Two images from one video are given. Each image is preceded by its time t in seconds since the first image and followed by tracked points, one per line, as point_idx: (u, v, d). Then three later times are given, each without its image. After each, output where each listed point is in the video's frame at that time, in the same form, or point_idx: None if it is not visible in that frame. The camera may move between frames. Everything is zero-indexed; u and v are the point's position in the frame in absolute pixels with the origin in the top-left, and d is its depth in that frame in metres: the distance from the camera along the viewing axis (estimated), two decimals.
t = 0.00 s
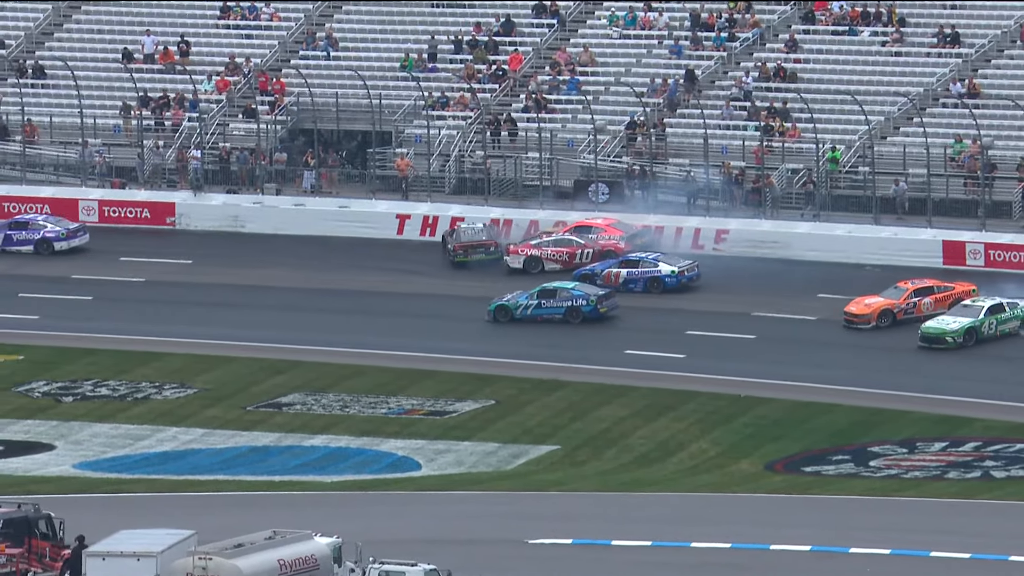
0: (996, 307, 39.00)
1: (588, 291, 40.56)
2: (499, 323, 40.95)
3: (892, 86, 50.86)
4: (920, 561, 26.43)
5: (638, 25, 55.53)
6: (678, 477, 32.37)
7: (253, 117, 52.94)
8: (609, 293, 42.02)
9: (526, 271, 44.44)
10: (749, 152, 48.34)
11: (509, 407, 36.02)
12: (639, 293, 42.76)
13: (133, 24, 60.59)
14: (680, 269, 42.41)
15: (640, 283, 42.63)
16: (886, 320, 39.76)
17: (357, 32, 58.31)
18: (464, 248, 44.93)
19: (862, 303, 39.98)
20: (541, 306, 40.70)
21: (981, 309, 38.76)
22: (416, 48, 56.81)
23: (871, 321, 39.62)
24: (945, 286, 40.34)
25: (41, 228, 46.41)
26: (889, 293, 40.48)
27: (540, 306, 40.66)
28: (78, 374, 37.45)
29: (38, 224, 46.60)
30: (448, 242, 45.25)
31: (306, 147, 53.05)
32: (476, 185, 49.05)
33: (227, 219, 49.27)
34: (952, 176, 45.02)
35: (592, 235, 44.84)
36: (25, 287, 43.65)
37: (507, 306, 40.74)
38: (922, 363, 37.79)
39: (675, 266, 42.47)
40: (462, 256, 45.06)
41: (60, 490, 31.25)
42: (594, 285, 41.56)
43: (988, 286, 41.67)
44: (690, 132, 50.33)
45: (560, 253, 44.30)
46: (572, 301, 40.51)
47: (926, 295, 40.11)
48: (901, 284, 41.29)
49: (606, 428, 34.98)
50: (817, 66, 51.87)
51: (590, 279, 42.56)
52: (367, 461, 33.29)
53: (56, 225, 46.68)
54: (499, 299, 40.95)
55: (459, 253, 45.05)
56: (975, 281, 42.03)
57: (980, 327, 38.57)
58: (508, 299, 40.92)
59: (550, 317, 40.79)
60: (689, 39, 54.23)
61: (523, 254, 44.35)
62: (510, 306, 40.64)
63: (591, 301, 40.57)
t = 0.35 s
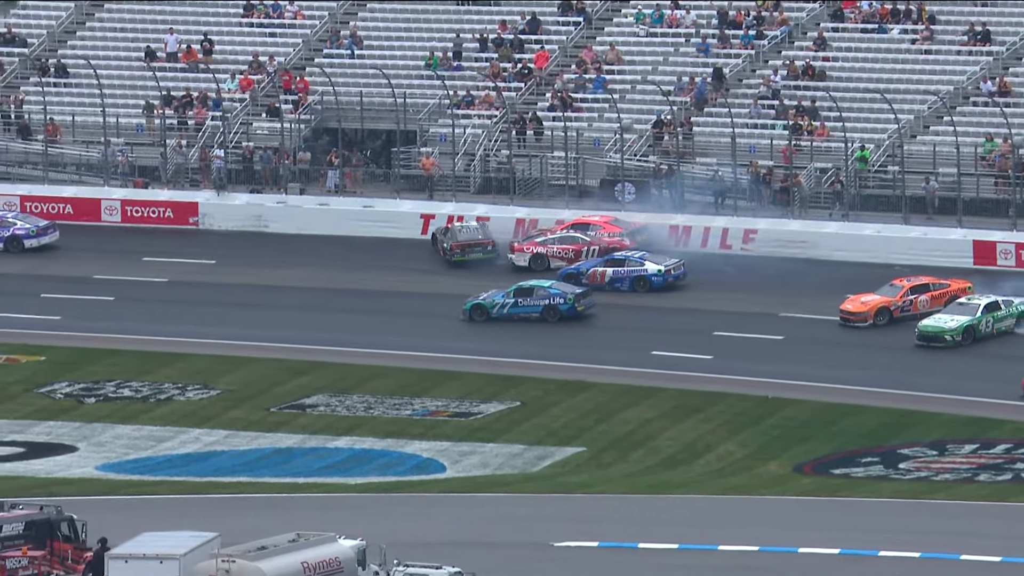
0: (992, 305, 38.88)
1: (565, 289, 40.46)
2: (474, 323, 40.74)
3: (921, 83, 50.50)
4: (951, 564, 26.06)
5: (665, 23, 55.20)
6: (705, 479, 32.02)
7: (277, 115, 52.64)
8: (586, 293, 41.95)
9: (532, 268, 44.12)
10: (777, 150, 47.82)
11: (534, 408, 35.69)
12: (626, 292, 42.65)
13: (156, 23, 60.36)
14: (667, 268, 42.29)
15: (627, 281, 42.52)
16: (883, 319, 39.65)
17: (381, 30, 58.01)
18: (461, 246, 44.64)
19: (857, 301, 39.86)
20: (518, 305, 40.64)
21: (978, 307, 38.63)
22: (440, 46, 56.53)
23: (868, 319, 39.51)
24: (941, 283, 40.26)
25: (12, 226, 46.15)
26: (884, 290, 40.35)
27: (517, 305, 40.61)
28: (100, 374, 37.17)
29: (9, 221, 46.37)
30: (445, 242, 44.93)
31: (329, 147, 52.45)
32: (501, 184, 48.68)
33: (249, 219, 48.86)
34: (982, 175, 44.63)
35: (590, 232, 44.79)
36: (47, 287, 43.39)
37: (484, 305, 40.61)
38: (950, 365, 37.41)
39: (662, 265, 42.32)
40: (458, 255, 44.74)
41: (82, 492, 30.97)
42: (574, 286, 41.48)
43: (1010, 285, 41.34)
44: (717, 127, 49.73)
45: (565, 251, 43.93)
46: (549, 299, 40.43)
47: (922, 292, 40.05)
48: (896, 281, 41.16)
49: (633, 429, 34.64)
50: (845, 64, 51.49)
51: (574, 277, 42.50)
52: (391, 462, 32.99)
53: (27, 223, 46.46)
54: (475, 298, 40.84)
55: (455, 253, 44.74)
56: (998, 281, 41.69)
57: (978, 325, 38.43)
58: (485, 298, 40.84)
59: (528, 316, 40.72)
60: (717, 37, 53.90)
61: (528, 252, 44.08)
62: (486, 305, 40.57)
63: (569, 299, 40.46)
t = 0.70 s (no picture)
0: (986, 303, 38.77)
1: (540, 288, 40.37)
2: (447, 322, 40.63)
3: (950, 82, 50.11)
4: (984, 568, 25.68)
5: (692, 22, 54.80)
6: (732, 482, 31.66)
7: (300, 114, 52.36)
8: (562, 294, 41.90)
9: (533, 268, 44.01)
10: (804, 150, 47.80)
11: (560, 410, 35.36)
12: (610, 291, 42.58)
13: (179, 21, 60.09)
14: (651, 267, 42.19)
15: (611, 281, 42.44)
16: (880, 316, 39.54)
17: (405, 28, 57.70)
18: (458, 245, 44.50)
19: (853, 298, 39.73)
20: (493, 303, 40.58)
21: (973, 306, 38.53)
22: (465, 45, 56.21)
23: (864, 318, 39.43)
24: (935, 281, 40.15)
25: None
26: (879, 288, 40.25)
27: (492, 303, 40.55)
28: (122, 376, 36.89)
29: None
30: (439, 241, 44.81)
31: (353, 147, 52.59)
32: (527, 184, 48.37)
33: (273, 219, 48.54)
34: (1013, 175, 44.38)
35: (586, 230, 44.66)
36: (67, 287, 43.11)
37: (458, 304, 40.53)
38: (977, 366, 37.04)
39: (646, 264, 42.23)
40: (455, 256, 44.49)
41: (104, 494, 30.68)
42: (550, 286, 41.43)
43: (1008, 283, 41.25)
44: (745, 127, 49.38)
45: (566, 250, 43.67)
46: (525, 298, 40.35)
47: (916, 291, 39.91)
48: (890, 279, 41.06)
49: (659, 431, 34.30)
50: (873, 63, 51.14)
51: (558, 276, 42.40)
52: (415, 465, 32.67)
53: None
54: (449, 297, 40.75)
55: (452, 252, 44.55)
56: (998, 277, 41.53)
57: (974, 324, 38.32)
58: (459, 296, 40.77)
59: (504, 314, 40.65)
60: (744, 35, 53.54)
61: (530, 252, 43.87)
62: (461, 304, 40.49)
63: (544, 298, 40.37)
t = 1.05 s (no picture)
0: (981, 301, 38.62)
1: (515, 286, 40.22)
2: (421, 320, 40.57)
3: (979, 79, 49.73)
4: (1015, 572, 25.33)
5: (718, 19, 54.43)
6: (759, 484, 31.31)
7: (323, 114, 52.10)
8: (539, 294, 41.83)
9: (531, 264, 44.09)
10: (833, 148, 47.47)
11: (585, 412, 35.03)
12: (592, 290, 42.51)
13: (201, 20, 59.85)
14: (634, 266, 42.11)
15: (594, 280, 42.37)
16: (876, 315, 39.50)
17: (429, 26, 57.41)
18: (456, 243, 44.24)
19: (848, 295, 39.69)
20: (467, 302, 40.44)
21: (969, 304, 38.36)
22: (490, 43, 55.92)
23: (861, 316, 39.34)
24: (931, 278, 40.12)
25: None
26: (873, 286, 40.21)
27: (466, 302, 40.41)
28: (144, 377, 36.63)
29: None
30: (435, 240, 44.60)
31: (377, 146, 52.41)
32: (550, 183, 47.98)
33: (296, 219, 48.29)
34: None
35: (581, 229, 44.56)
36: (89, 288, 42.85)
37: (432, 303, 40.44)
38: (1003, 367, 36.69)
39: (630, 263, 42.15)
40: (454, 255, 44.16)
41: (126, 496, 30.40)
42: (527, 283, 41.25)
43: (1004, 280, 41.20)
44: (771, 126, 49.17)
45: (564, 248, 43.75)
46: (499, 296, 40.21)
47: (912, 289, 39.92)
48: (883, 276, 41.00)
49: (686, 433, 33.96)
50: (902, 61, 50.87)
51: (541, 273, 42.31)
52: (439, 467, 32.37)
53: None
54: (422, 295, 40.65)
55: (450, 250, 44.23)
56: (1001, 275, 41.46)
57: (969, 322, 38.19)
58: (433, 296, 40.61)
59: (477, 314, 40.49)
60: (770, 33, 53.24)
61: (528, 250, 43.91)
62: (434, 303, 40.34)
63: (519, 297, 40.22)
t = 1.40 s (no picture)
0: (974, 299, 38.56)
1: (487, 285, 40.24)
2: (393, 320, 40.52)
3: (1008, 78, 49.43)
4: None
5: (743, 18, 54.23)
6: (785, 486, 31.01)
7: (346, 113, 51.90)
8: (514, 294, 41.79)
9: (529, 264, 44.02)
10: (859, 148, 47.22)
11: (609, 413, 34.75)
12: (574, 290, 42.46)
13: (223, 19, 59.67)
14: (616, 265, 42.11)
15: (575, 279, 42.32)
16: (871, 313, 39.55)
17: (453, 25, 57.19)
18: (455, 242, 44.31)
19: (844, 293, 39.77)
20: (439, 301, 40.44)
21: (963, 302, 38.26)
22: (514, 42, 55.71)
23: (856, 314, 39.31)
24: (924, 276, 40.24)
25: None
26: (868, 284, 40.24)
27: (437, 301, 40.41)
28: (165, 378, 36.40)
29: None
30: (430, 239, 44.57)
31: (400, 145, 51.88)
32: (574, 183, 47.74)
33: (318, 219, 48.06)
34: None
35: (578, 229, 44.36)
36: (110, 289, 42.63)
37: (403, 303, 40.41)
38: None
39: (610, 262, 42.12)
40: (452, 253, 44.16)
41: (147, 498, 30.16)
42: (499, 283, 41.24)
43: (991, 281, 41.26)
44: (798, 125, 49.02)
45: (560, 246, 43.65)
46: (472, 295, 40.22)
47: (906, 286, 40.10)
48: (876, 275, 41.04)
49: (711, 435, 33.67)
50: (931, 60, 50.62)
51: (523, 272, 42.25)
52: (462, 469, 32.10)
53: None
54: (393, 295, 40.63)
55: (448, 248, 44.20)
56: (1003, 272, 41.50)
57: (965, 320, 38.09)
58: (403, 295, 40.58)
59: (448, 313, 40.50)
60: (796, 32, 53.02)
61: (525, 249, 43.79)
62: (405, 302, 40.31)
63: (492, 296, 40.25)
